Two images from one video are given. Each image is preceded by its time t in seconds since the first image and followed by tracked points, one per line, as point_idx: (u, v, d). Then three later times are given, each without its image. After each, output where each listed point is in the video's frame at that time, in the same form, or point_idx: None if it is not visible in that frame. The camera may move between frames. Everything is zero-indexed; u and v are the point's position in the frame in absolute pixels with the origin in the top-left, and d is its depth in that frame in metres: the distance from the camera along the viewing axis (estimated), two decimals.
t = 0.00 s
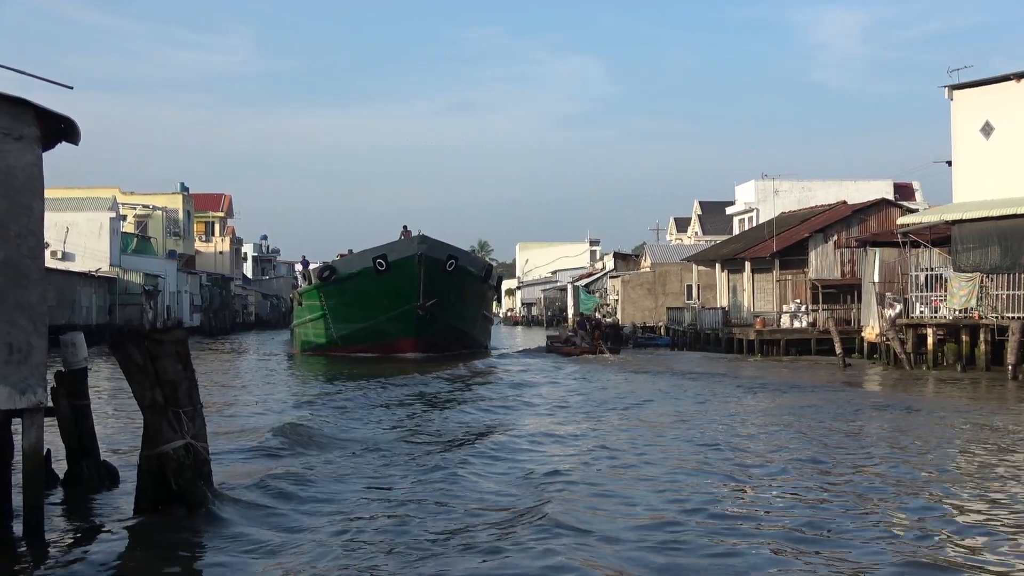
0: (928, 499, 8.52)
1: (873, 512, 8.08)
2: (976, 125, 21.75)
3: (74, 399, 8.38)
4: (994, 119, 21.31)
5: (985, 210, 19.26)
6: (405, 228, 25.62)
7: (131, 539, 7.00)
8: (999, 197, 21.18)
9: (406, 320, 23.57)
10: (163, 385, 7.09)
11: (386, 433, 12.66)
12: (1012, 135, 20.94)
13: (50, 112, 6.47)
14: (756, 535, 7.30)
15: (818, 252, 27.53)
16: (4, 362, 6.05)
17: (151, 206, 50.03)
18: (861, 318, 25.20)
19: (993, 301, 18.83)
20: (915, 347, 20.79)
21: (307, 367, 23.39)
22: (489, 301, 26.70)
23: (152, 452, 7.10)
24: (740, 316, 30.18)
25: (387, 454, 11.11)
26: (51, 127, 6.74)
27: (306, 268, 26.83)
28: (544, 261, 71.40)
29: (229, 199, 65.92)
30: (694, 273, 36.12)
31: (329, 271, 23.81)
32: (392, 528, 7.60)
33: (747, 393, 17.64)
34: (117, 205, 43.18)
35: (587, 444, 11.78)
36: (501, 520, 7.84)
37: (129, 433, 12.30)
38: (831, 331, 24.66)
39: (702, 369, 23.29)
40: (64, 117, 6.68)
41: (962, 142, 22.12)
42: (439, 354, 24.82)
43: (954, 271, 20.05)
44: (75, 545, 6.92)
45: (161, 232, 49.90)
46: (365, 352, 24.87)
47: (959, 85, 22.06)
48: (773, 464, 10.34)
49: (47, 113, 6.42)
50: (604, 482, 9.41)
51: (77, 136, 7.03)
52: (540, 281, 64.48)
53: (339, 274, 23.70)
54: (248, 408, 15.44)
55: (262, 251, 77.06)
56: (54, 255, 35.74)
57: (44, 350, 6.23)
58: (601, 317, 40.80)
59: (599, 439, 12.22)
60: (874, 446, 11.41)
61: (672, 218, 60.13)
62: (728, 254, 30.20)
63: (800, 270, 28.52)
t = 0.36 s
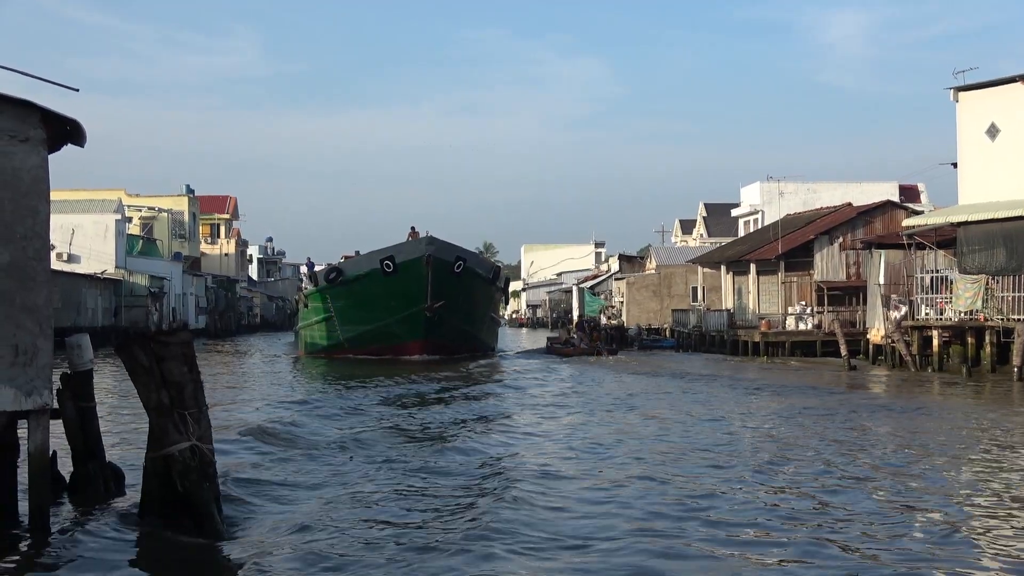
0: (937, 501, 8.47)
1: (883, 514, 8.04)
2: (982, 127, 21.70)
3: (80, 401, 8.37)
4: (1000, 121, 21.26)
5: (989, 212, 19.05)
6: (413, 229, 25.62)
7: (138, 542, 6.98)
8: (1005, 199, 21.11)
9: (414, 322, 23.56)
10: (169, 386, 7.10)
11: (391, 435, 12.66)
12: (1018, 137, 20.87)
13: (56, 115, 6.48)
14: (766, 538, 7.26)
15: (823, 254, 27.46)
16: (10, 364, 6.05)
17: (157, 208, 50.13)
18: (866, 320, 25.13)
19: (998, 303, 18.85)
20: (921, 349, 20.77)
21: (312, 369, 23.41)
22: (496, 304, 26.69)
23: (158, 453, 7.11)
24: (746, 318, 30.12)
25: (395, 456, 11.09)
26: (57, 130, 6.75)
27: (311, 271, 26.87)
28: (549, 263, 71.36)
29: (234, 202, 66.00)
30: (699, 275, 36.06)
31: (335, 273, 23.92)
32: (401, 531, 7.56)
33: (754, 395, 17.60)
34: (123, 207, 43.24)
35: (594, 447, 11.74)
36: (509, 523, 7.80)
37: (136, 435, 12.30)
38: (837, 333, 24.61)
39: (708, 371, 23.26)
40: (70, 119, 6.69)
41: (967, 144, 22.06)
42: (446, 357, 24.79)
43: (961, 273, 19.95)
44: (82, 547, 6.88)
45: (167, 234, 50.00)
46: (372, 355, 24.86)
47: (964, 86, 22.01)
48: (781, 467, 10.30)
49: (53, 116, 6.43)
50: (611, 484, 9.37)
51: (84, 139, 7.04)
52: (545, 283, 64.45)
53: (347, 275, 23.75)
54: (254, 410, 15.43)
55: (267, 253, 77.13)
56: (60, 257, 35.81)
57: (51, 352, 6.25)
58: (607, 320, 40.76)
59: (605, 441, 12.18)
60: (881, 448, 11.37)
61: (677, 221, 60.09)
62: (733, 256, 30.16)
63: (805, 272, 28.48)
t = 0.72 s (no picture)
0: (944, 500, 8.45)
1: (890, 513, 8.01)
2: (986, 126, 21.64)
3: (84, 402, 8.41)
4: (1004, 119, 21.21)
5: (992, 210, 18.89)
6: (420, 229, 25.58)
7: (143, 544, 7.00)
8: (1009, 197, 21.05)
9: (420, 322, 23.54)
10: (173, 388, 7.11)
11: (395, 436, 12.67)
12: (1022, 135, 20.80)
13: (61, 118, 6.49)
14: (772, 536, 7.26)
15: (827, 254, 27.58)
16: (15, 365, 6.05)
17: (161, 210, 50.16)
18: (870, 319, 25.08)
19: (1003, 301, 18.98)
20: (925, 348, 20.68)
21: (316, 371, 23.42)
22: (503, 305, 26.67)
23: (162, 455, 7.08)
24: (750, 317, 30.07)
25: (400, 457, 11.08)
26: (62, 132, 6.76)
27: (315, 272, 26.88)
28: (553, 264, 71.30)
29: (238, 203, 66.02)
30: (704, 274, 36.01)
31: (341, 274, 23.94)
32: (406, 531, 7.55)
33: (759, 394, 17.56)
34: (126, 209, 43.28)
35: (600, 447, 11.71)
36: (515, 523, 7.79)
37: (141, 437, 12.30)
38: (841, 332, 24.57)
39: (711, 371, 23.23)
40: (75, 122, 6.70)
41: (971, 143, 21.99)
42: (453, 358, 24.78)
43: (965, 272, 19.78)
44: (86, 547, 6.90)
45: (171, 236, 50.07)
46: (378, 356, 24.86)
47: (968, 85, 21.95)
48: (787, 466, 10.27)
49: (57, 119, 6.43)
50: (617, 484, 9.35)
51: (88, 141, 7.05)
52: (549, 283, 64.37)
53: (353, 276, 23.75)
54: (259, 412, 15.43)
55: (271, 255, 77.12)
56: (64, 260, 35.86)
57: (55, 354, 6.26)
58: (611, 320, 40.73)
59: (610, 441, 12.15)
60: (887, 447, 11.33)
61: (680, 221, 60.03)
62: (737, 255, 30.11)
63: (808, 272, 28.43)
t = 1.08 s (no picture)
0: (947, 497, 8.46)
1: (897, 511, 7.98)
2: (988, 123, 21.60)
3: (87, 403, 8.42)
4: (1006, 116, 21.17)
5: (994, 208, 18.80)
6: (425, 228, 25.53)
7: (146, 543, 7.00)
8: (1012, 194, 21.01)
9: (426, 322, 23.53)
10: (176, 389, 7.10)
11: (399, 435, 12.69)
12: None
13: (62, 119, 6.48)
14: (775, 534, 7.26)
15: (830, 251, 27.43)
16: (18, 367, 6.05)
17: (164, 210, 50.21)
18: (874, 317, 25.03)
19: (1006, 298, 18.83)
20: (929, 346, 20.63)
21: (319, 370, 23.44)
22: (508, 304, 26.65)
23: (165, 456, 7.10)
24: (753, 316, 30.04)
25: (403, 457, 11.04)
26: (63, 133, 6.75)
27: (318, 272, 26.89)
28: (556, 263, 71.32)
29: (242, 203, 66.09)
30: (706, 273, 35.98)
31: (345, 274, 23.86)
32: (410, 531, 7.53)
33: (762, 392, 17.54)
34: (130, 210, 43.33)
35: (604, 446, 11.67)
36: (520, 522, 7.75)
37: (145, 438, 12.26)
38: (844, 329, 24.57)
39: (715, 370, 23.21)
40: (76, 122, 6.69)
41: (974, 140, 21.97)
42: (458, 357, 24.76)
43: (968, 269, 19.89)
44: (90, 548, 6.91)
45: (174, 237, 50.11)
46: (382, 356, 24.86)
47: (970, 82, 21.93)
48: (792, 464, 10.23)
49: (59, 120, 6.42)
50: (622, 483, 9.31)
51: (89, 142, 7.05)
52: (552, 282, 64.36)
53: (358, 276, 23.74)
54: (262, 412, 15.40)
55: (275, 254, 77.18)
56: (67, 260, 35.94)
57: (59, 355, 6.24)
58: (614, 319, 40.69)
59: (615, 440, 12.12)
60: (892, 445, 11.29)
61: (683, 219, 60.05)
62: (741, 253, 30.09)
63: (812, 270, 28.37)
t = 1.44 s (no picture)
0: (951, 495, 8.42)
1: (903, 510, 7.92)
2: (991, 121, 21.56)
3: (91, 402, 8.39)
4: (1009, 113, 21.14)
5: (997, 205, 18.78)
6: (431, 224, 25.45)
7: (150, 541, 6.98)
8: (1015, 191, 20.98)
9: (432, 319, 23.47)
10: (179, 386, 7.10)
11: (402, 433, 12.66)
12: None
13: (66, 118, 6.48)
14: (778, 533, 7.23)
15: (834, 249, 27.39)
16: (21, 365, 6.06)
17: (167, 208, 50.23)
18: (876, 315, 25.01)
19: (1010, 296, 18.71)
20: (931, 343, 20.51)
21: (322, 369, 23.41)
22: (514, 301, 26.60)
23: (169, 453, 7.11)
24: (756, 313, 30.00)
25: (407, 454, 11.02)
26: (66, 131, 6.75)
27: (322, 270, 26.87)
28: (558, 261, 71.31)
29: (244, 201, 66.11)
30: (710, 270, 35.94)
31: (350, 270, 23.76)
32: (414, 530, 7.49)
33: (765, 390, 17.53)
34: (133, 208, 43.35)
35: (607, 444, 11.63)
36: (523, 521, 7.72)
37: (148, 437, 12.24)
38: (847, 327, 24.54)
39: (718, 367, 23.18)
40: (80, 120, 6.69)
41: (977, 137, 21.93)
42: (464, 355, 24.73)
43: (971, 267, 19.85)
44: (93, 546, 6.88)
45: (177, 235, 50.13)
46: (386, 354, 24.82)
47: (972, 80, 21.91)
48: (796, 463, 10.18)
49: (62, 118, 6.42)
50: (626, 482, 9.28)
51: (92, 140, 7.04)
52: (555, 280, 64.33)
53: (362, 273, 23.65)
54: (265, 410, 15.39)
55: (278, 252, 77.19)
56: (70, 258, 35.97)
57: (62, 353, 6.25)
58: (617, 317, 40.68)
59: (618, 438, 12.09)
60: (896, 443, 11.26)
61: (686, 217, 60.05)
62: (745, 251, 30.03)
63: (814, 267, 28.29)
